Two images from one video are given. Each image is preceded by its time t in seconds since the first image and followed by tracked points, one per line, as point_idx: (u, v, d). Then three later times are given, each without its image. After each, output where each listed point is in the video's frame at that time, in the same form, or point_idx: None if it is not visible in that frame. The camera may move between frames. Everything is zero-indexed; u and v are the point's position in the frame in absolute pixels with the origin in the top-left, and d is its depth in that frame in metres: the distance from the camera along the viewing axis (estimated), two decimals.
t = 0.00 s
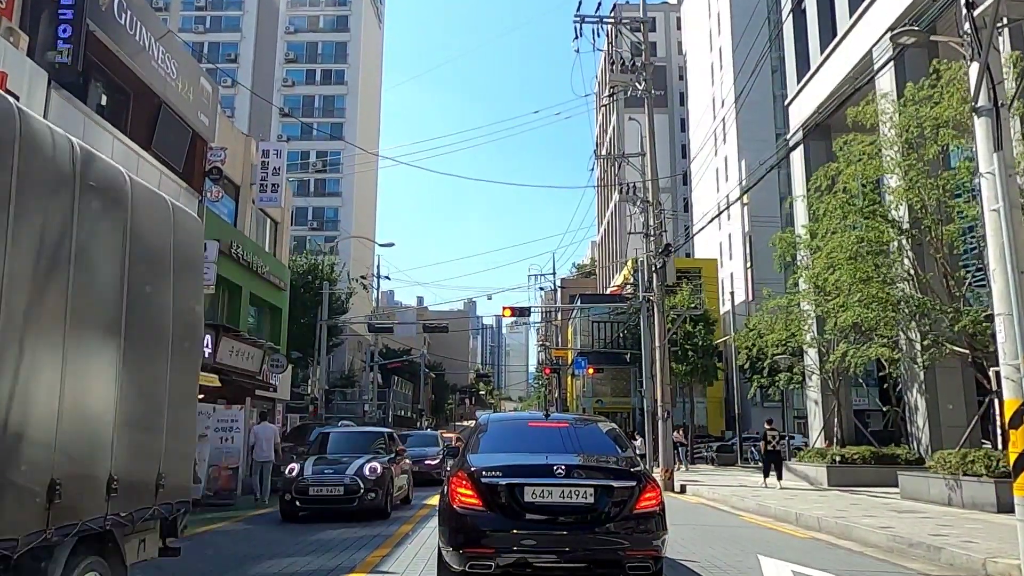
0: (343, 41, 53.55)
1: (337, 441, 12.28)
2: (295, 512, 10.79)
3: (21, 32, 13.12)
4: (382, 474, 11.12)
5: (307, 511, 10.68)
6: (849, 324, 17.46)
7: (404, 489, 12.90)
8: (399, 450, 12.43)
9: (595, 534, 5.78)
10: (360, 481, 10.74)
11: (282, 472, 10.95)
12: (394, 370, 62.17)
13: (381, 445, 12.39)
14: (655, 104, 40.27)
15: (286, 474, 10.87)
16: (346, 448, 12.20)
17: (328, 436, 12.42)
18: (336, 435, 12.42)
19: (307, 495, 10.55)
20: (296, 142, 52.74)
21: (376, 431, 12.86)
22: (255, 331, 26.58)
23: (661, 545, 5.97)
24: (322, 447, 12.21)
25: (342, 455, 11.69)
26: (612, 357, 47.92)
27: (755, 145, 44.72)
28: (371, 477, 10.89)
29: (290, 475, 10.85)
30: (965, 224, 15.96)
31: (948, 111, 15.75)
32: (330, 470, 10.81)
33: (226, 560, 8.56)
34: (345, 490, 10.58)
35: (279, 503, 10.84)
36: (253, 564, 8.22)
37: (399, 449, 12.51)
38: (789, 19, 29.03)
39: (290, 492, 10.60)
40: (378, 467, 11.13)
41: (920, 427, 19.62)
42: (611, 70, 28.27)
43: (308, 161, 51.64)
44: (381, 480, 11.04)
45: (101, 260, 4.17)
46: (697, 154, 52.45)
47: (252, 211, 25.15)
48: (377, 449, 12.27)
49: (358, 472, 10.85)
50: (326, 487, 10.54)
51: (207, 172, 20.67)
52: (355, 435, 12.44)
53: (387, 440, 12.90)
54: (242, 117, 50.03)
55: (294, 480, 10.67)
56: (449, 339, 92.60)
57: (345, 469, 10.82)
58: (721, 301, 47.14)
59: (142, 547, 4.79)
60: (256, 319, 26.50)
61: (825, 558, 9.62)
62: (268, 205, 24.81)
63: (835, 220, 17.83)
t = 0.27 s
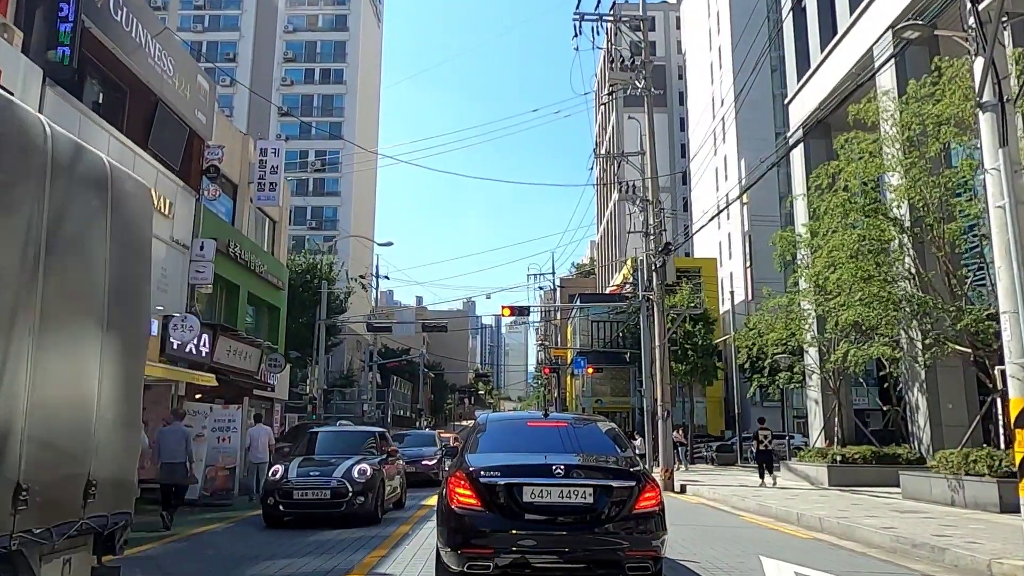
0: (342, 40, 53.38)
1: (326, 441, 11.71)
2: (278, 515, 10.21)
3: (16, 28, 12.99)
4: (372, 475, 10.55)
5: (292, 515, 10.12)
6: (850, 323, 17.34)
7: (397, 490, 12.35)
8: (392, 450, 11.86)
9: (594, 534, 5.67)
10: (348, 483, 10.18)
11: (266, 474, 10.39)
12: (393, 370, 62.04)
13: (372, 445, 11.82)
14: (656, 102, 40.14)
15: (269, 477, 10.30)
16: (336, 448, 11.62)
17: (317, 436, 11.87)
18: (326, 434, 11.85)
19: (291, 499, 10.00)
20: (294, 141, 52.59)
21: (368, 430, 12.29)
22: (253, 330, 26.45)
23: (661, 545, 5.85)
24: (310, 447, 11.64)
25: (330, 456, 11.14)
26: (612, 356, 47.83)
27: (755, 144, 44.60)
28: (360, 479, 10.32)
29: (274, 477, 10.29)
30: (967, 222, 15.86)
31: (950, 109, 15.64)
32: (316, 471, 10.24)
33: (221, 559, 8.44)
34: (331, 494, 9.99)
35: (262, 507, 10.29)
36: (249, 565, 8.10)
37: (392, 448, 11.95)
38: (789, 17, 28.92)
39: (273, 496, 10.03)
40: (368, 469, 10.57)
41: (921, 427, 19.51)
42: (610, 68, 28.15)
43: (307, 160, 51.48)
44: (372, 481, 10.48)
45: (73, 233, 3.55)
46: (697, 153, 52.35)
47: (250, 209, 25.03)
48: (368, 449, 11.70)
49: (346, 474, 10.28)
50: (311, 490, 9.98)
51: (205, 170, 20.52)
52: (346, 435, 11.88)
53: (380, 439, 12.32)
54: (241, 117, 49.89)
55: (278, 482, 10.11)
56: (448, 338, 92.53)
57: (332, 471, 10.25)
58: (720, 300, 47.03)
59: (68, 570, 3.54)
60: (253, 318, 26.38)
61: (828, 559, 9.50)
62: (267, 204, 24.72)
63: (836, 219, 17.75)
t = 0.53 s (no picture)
0: (340, 40, 53.19)
1: (313, 442, 11.05)
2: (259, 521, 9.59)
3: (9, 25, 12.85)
4: (360, 480, 9.90)
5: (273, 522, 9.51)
6: (851, 323, 17.22)
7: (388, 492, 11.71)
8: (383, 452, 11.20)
9: (594, 535, 5.54)
10: (333, 488, 9.53)
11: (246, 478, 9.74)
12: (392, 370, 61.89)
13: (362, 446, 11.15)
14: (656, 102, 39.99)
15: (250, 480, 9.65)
16: (323, 449, 10.95)
17: (304, 436, 11.20)
18: (313, 435, 11.18)
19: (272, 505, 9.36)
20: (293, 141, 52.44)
21: (358, 429, 11.63)
22: (251, 330, 26.31)
23: (660, 546, 5.73)
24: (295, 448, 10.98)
25: (316, 458, 10.48)
26: (611, 356, 47.72)
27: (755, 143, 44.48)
28: (346, 484, 9.66)
29: (255, 481, 9.64)
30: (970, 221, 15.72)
31: (953, 106, 15.51)
32: (300, 475, 9.57)
33: (215, 561, 8.30)
34: (314, 499, 9.38)
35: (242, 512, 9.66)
36: (244, 567, 7.96)
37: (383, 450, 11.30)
38: (789, 16, 28.79)
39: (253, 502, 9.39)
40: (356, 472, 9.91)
41: (922, 427, 19.39)
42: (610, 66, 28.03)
43: (306, 160, 51.30)
44: (359, 486, 9.83)
45: None
46: (696, 153, 52.22)
47: (247, 208, 24.88)
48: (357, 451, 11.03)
49: (331, 479, 9.63)
50: (293, 496, 9.33)
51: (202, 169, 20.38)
52: (334, 435, 11.20)
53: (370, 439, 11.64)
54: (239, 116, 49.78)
55: (258, 487, 9.46)
56: (447, 339, 92.43)
57: (316, 475, 9.60)
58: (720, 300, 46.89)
59: None
60: (251, 318, 26.24)
61: (832, 561, 9.38)
62: (264, 203, 24.49)
63: (837, 218, 17.64)
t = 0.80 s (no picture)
0: (339, 39, 52.90)
1: (294, 443, 9.99)
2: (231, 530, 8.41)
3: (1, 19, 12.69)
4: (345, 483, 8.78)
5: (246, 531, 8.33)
6: (853, 322, 17.06)
7: (375, 499, 10.64)
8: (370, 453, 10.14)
9: (593, 536, 5.37)
10: (314, 493, 8.41)
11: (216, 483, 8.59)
12: (391, 370, 61.74)
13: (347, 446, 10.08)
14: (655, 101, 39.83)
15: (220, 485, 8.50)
16: (305, 450, 9.88)
17: (284, 437, 10.14)
18: (294, 435, 10.10)
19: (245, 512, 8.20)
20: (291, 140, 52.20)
21: (343, 428, 10.58)
22: (248, 330, 26.13)
23: (661, 547, 5.59)
24: (273, 449, 9.87)
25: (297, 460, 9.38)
26: (610, 356, 47.55)
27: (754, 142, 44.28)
28: (329, 488, 8.54)
29: (226, 486, 8.48)
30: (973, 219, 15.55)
31: (956, 103, 15.32)
32: (276, 478, 8.45)
33: (209, 561, 8.14)
34: (291, 504, 8.21)
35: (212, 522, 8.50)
36: (239, 568, 7.80)
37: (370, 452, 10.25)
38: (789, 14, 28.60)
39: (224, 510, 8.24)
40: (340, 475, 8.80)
41: (925, 426, 19.21)
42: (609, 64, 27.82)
43: (304, 159, 51.09)
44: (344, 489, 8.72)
45: None
46: (696, 152, 52.07)
47: (244, 206, 24.68)
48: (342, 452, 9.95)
49: (312, 482, 8.50)
50: (269, 501, 8.19)
51: (198, 166, 20.20)
52: (317, 435, 10.14)
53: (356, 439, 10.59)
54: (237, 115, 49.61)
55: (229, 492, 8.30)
56: (446, 338, 92.21)
57: (295, 478, 8.48)
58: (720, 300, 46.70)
59: None
60: (248, 317, 26.08)
61: (837, 563, 9.21)
62: (261, 201, 24.25)
63: (840, 216, 17.48)
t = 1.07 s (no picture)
0: (338, 38, 52.73)
1: (274, 445, 9.18)
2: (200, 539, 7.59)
3: None
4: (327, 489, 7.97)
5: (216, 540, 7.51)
6: (855, 321, 16.93)
7: (361, 505, 9.84)
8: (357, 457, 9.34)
9: (593, 538, 5.24)
10: (293, 499, 7.60)
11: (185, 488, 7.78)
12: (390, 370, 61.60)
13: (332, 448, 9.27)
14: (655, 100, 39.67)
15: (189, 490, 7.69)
16: (286, 452, 9.08)
17: (263, 438, 9.34)
18: (274, 435, 9.29)
19: (216, 520, 7.39)
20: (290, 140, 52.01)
21: (327, 429, 9.77)
22: (246, 329, 25.98)
23: (662, 549, 5.45)
24: (251, 452, 9.06)
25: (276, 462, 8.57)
26: (610, 356, 47.39)
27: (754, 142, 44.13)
28: (310, 494, 7.74)
29: (195, 492, 7.66)
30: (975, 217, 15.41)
31: (959, 100, 15.18)
32: (251, 483, 7.63)
33: (205, 562, 8.00)
34: (267, 512, 7.39)
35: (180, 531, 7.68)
36: (233, 570, 7.67)
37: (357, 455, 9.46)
38: (790, 12, 28.45)
39: (193, 518, 7.44)
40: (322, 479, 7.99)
41: (926, 426, 19.09)
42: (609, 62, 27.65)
43: (302, 159, 50.91)
44: (326, 495, 7.90)
45: None
46: (695, 151, 51.92)
47: (242, 205, 24.53)
48: (327, 454, 9.15)
49: (291, 487, 7.68)
50: (242, 509, 7.38)
51: (194, 164, 20.05)
52: (299, 436, 9.33)
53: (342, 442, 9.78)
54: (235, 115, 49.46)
55: (199, 498, 7.48)
56: (445, 338, 92.03)
57: (272, 483, 7.67)
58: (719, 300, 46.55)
59: None
60: (246, 317, 25.94)
61: (840, 564, 9.10)
62: (259, 200, 24.07)
63: (841, 214, 17.36)
